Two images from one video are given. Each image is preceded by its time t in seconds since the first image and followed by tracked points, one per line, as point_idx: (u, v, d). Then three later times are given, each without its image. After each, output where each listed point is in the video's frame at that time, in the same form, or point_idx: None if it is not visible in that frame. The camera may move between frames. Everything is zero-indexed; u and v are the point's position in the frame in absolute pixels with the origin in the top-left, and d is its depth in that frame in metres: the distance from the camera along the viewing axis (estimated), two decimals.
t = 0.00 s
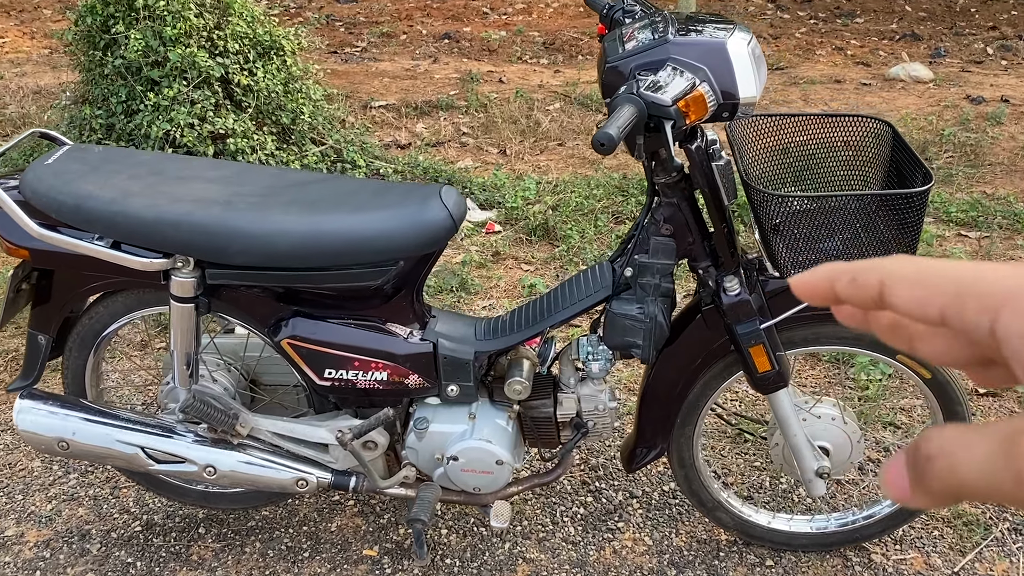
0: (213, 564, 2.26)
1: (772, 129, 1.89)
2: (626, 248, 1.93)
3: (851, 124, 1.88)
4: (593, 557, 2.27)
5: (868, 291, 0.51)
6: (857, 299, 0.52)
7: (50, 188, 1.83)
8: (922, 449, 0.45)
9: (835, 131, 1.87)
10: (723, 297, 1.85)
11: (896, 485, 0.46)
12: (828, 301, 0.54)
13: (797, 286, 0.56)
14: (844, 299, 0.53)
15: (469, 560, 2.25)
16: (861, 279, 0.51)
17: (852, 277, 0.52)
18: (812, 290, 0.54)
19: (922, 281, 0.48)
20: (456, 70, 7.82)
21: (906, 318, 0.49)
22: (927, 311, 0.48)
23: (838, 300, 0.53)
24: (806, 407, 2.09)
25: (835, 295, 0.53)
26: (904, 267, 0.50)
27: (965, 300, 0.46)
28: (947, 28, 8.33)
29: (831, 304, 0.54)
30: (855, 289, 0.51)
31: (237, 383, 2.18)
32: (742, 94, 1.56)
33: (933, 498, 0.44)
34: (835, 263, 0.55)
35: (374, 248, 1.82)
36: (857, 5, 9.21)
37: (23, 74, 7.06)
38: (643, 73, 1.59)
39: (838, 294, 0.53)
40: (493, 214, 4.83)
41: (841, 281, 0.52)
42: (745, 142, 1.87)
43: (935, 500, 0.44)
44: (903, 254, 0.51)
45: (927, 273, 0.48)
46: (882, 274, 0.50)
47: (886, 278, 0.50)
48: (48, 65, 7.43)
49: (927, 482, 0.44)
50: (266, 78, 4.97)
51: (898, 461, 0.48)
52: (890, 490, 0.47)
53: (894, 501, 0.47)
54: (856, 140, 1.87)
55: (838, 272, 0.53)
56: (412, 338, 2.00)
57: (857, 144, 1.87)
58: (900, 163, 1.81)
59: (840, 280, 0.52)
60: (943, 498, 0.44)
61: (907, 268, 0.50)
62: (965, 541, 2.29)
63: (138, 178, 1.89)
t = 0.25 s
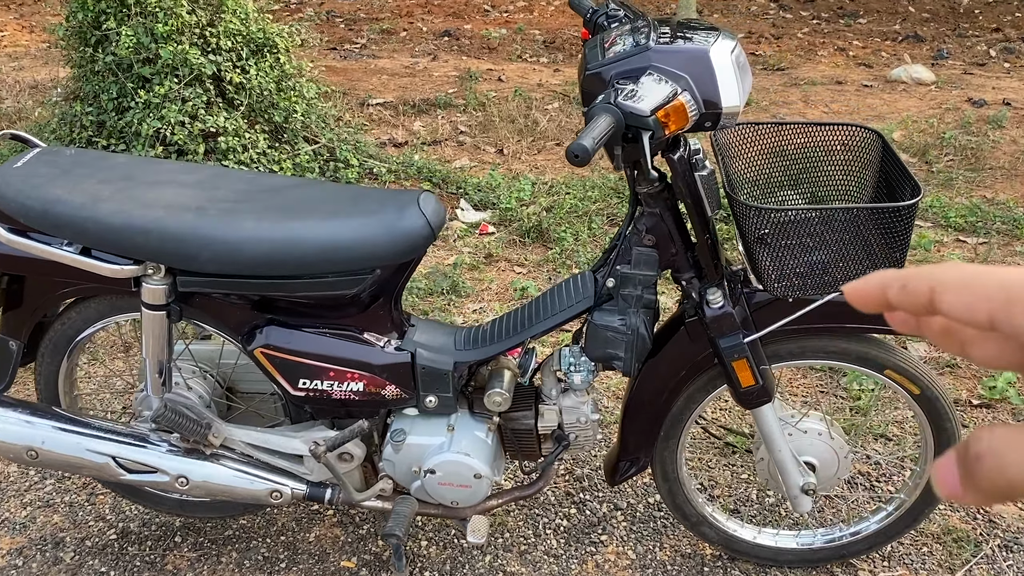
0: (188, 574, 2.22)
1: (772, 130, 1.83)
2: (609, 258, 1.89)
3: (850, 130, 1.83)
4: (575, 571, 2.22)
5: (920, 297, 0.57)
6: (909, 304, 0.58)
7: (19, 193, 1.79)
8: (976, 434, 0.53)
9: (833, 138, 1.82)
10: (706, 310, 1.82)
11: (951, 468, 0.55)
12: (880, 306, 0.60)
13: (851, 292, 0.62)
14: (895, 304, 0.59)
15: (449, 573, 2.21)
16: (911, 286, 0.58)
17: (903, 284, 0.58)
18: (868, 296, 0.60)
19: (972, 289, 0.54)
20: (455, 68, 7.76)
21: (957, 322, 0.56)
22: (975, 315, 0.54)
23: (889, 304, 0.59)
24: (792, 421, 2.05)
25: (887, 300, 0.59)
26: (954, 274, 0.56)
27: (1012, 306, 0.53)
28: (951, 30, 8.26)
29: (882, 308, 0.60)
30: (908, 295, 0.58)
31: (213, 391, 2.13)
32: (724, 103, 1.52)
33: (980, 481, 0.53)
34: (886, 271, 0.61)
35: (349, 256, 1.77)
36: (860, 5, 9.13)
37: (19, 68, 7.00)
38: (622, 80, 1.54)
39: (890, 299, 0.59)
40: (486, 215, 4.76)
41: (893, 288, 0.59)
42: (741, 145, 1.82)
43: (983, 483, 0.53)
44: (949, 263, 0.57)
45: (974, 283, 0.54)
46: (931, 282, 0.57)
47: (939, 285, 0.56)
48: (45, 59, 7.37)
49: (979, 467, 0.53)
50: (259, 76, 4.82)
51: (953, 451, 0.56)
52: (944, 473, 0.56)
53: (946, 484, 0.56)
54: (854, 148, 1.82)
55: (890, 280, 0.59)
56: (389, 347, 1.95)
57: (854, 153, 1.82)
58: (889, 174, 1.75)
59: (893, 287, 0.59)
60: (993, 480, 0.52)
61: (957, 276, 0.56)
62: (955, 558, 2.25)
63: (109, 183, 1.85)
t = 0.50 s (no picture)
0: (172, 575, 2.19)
1: (772, 130, 1.80)
2: (598, 260, 1.86)
3: (853, 130, 1.78)
4: None
5: (925, 301, 0.51)
6: (915, 307, 0.52)
7: None
8: (977, 448, 0.49)
9: (833, 140, 1.78)
10: (696, 313, 1.79)
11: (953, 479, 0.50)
12: (884, 307, 0.54)
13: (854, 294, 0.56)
14: (902, 305, 0.53)
15: None
16: (917, 288, 0.52)
17: (910, 287, 0.52)
18: (873, 299, 0.54)
19: (984, 293, 0.48)
20: (456, 65, 7.71)
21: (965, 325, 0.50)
22: (985, 319, 0.49)
23: (895, 307, 0.53)
24: (784, 426, 2.02)
25: (893, 301, 0.53)
26: (963, 275, 0.50)
27: None
28: (955, 30, 8.20)
29: (886, 309, 0.54)
30: (915, 298, 0.52)
31: (199, 391, 2.10)
32: (715, 103, 1.49)
33: (985, 494, 0.48)
34: (891, 268, 0.55)
35: (334, 255, 1.74)
36: (864, 4, 9.08)
37: (17, 61, 6.96)
38: (611, 79, 1.51)
39: (896, 302, 0.53)
40: (483, 214, 4.70)
41: (899, 291, 0.53)
42: (737, 144, 1.81)
43: (988, 500, 0.49)
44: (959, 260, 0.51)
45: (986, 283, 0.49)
46: (939, 283, 0.51)
47: (945, 286, 0.50)
48: (44, 53, 7.31)
49: (988, 484, 0.48)
50: (256, 72, 4.67)
51: (957, 456, 0.52)
52: (947, 480, 0.51)
53: (949, 495, 0.51)
54: (856, 150, 1.77)
55: (895, 280, 0.53)
56: (376, 348, 1.92)
57: (856, 154, 1.77)
58: (884, 177, 1.72)
59: (898, 289, 0.53)
60: (1001, 497, 0.48)
61: (965, 275, 0.50)
62: (949, 565, 2.22)
63: (91, 179, 1.82)
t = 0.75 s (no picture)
0: (164, 572, 2.19)
1: (772, 129, 1.80)
2: (592, 259, 1.85)
3: (854, 131, 1.77)
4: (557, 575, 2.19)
5: (942, 315, 0.60)
6: (931, 321, 0.61)
7: None
8: (991, 471, 0.55)
9: (833, 139, 1.77)
10: (689, 312, 1.78)
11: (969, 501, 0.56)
12: (901, 322, 0.64)
13: (873, 310, 0.65)
14: (917, 322, 0.62)
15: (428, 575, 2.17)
16: (933, 305, 0.61)
17: (926, 302, 0.62)
18: (893, 314, 0.64)
19: (998, 313, 0.57)
20: (458, 63, 7.69)
21: (979, 342, 0.59)
22: (1000, 337, 0.57)
23: (911, 322, 0.63)
24: (777, 426, 2.01)
25: (910, 317, 0.63)
26: (975, 296, 0.59)
27: None
28: (958, 30, 8.17)
29: (905, 326, 0.64)
30: (929, 313, 0.61)
31: (192, 387, 2.10)
32: (708, 101, 1.48)
33: (997, 509, 0.54)
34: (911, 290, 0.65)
35: (325, 251, 1.73)
36: (867, 4, 9.05)
37: (20, 57, 6.96)
38: (603, 76, 1.50)
39: (912, 317, 0.62)
40: (483, 212, 4.69)
41: (916, 307, 0.62)
42: (736, 142, 1.81)
43: (1000, 517, 0.54)
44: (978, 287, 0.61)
45: (996, 302, 0.58)
46: (955, 301, 0.60)
47: (960, 303, 0.59)
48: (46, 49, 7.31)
49: (993, 501, 0.54)
50: (255, 68, 4.63)
51: (971, 477, 0.58)
52: (962, 503, 0.57)
53: (965, 512, 0.57)
54: (854, 149, 1.76)
55: (915, 298, 0.63)
56: (368, 345, 1.92)
57: (855, 154, 1.76)
58: (879, 178, 1.70)
59: (916, 304, 0.62)
60: (1011, 518, 0.54)
61: (976, 296, 0.59)
62: (944, 567, 2.21)
63: (84, 175, 1.82)
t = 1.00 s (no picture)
0: (162, 569, 2.20)
1: (774, 130, 1.81)
2: (587, 259, 1.85)
3: (853, 132, 1.78)
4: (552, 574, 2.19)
5: (842, 289, 0.46)
6: (829, 294, 0.46)
7: None
8: (902, 465, 0.42)
9: (835, 142, 1.77)
10: (685, 312, 1.79)
11: (873, 492, 0.43)
12: (795, 292, 0.48)
13: (762, 279, 0.50)
14: (812, 292, 0.47)
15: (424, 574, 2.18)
16: (835, 275, 0.46)
17: (826, 273, 0.46)
18: (782, 283, 0.48)
19: (907, 283, 0.43)
20: (461, 62, 7.69)
21: (884, 318, 0.44)
22: (909, 313, 0.43)
23: (807, 293, 0.47)
24: (773, 427, 2.01)
25: (804, 287, 0.47)
26: (884, 262, 0.44)
27: (959, 306, 0.41)
28: (962, 31, 8.15)
29: (796, 295, 0.49)
30: (828, 286, 0.46)
31: (189, 385, 2.11)
32: (703, 101, 1.48)
33: (911, 514, 0.41)
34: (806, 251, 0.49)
35: (321, 250, 1.74)
36: (871, 4, 9.03)
37: (25, 55, 6.98)
38: (599, 76, 1.51)
39: (808, 288, 0.47)
40: (484, 211, 4.69)
41: (812, 275, 0.47)
42: (739, 142, 1.82)
43: (910, 520, 0.42)
44: (882, 248, 0.46)
45: (906, 269, 0.43)
46: (859, 273, 0.45)
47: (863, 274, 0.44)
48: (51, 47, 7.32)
49: (905, 502, 0.42)
50: (258, 67, 4.62)
51: (877, 464, 0.45)
52: (865, 497, 0.44)
53: (868, 508, 0.44)
54: (856, 152, 1.77)
55: (812, 264, 0.47)
56: (365, 344, 1.92)
57: (856, 156, 1.76)
58: (878, 181, 1.70)
59: (813, 274, 0.47)
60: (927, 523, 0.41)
61: (887, 262, 0.44)
62: (940, 569, 2.21)
63: (82, 173, 1.82)
